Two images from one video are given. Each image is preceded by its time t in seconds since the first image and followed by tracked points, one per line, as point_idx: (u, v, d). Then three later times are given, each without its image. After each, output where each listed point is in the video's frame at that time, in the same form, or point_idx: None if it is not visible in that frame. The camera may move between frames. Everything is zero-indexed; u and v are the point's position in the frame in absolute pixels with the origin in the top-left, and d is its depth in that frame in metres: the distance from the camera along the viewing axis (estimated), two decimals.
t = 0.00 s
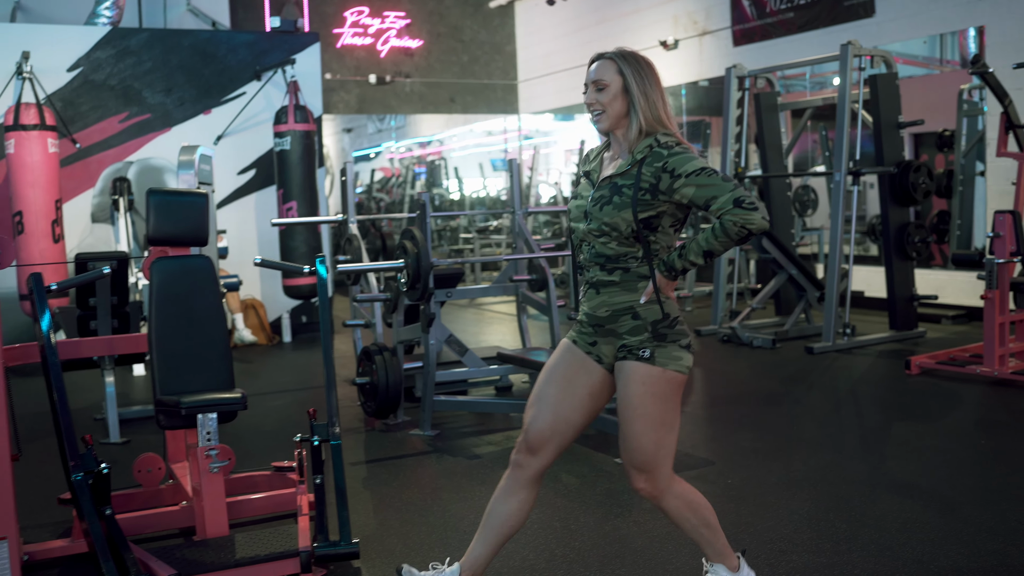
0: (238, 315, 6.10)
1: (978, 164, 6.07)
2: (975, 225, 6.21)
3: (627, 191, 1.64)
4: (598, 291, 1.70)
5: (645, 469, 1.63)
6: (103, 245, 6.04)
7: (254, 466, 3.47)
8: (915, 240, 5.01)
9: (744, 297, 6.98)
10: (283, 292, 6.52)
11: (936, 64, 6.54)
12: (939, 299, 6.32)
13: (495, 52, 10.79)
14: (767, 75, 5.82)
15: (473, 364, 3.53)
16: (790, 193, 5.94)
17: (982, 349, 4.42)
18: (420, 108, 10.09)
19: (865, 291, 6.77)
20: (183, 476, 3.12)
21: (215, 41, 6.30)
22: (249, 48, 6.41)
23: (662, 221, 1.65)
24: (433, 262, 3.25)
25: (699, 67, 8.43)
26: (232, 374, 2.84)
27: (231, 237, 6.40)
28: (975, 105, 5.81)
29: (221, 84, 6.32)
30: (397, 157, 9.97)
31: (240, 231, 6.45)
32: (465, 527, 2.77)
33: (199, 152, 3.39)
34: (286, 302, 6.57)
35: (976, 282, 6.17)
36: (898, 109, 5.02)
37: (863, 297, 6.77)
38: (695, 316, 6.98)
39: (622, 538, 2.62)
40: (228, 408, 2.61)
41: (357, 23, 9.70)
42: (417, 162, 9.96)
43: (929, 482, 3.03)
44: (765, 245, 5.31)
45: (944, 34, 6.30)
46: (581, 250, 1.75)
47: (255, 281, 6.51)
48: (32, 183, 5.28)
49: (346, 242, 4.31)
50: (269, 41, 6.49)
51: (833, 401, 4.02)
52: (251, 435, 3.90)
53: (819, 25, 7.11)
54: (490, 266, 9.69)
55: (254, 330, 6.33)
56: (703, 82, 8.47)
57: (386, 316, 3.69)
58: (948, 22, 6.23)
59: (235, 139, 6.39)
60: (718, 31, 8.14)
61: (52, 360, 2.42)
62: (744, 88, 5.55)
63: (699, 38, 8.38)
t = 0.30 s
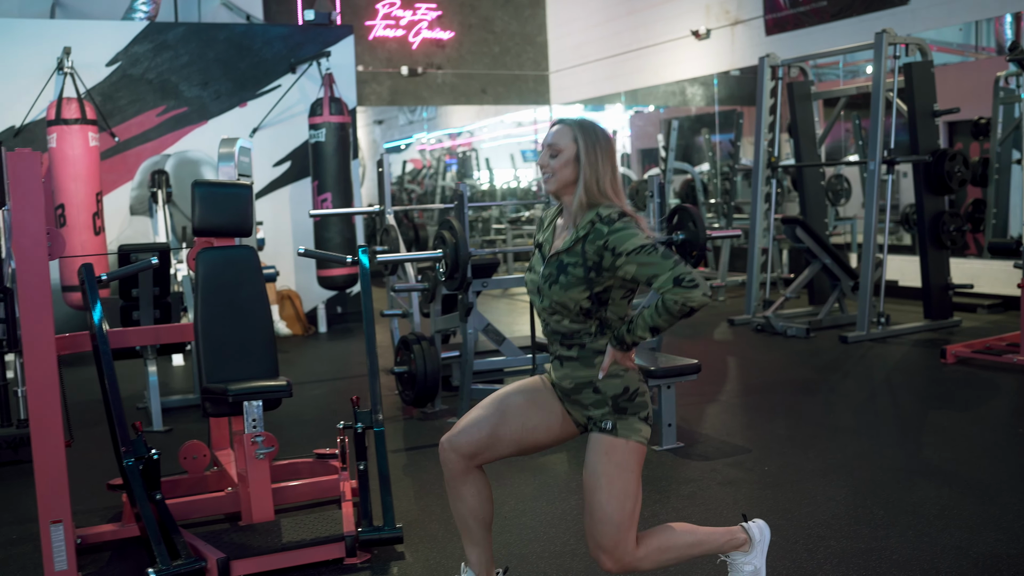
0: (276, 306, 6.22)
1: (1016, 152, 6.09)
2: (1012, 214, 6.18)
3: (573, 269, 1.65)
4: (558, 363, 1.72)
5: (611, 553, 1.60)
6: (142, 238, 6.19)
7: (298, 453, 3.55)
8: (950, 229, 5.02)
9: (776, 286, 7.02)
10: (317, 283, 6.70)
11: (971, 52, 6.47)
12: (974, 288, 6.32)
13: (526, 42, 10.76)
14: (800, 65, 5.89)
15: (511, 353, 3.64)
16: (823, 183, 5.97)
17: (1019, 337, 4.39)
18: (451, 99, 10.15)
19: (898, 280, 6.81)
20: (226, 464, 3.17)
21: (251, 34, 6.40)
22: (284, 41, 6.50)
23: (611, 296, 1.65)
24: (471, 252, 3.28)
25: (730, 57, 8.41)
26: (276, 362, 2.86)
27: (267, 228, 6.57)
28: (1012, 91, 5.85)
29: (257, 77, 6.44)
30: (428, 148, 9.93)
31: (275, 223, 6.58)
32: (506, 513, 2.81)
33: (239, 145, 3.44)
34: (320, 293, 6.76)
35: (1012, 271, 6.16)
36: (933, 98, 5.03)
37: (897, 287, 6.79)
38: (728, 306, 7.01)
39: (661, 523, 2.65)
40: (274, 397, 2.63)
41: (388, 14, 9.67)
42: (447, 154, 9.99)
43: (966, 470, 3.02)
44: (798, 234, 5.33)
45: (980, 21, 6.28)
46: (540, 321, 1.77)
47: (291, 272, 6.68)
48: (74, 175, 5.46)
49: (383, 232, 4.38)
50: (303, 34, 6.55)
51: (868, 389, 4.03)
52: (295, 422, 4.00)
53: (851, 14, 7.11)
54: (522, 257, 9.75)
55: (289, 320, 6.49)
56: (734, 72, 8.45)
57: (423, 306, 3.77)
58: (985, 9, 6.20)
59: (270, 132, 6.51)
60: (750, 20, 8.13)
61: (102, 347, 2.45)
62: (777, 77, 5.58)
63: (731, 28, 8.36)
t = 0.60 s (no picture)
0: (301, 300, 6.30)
1: None
2: None
3: (563, 323, 1.67)
4: (562, 410, 1.75)
5: None
6: (169, 232, 6.29)
7: (329, 445, 3.61)
8: (975, 223, 5.03)
9: (800, 281, 7.03)
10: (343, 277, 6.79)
11: (997, 45, 6.44)
12: (1000, 282, 6.32)
13: (549, 37, 10.77)
14: (825, 58, 5.88)
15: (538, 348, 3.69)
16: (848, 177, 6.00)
17: None
18: (475, 95, 10.14)
19: (924, 275, 6.83)
20: (257, 455, 3.22)
21: (278, 30, 6.49)
22: (310, 37, 6.59)
23: (605, 344, 1.68)
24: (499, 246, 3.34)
25: (755, 51, 8.50)
26: (307, 353, 2.88)
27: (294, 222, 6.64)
28: None
29: (284, 72, 6.52)
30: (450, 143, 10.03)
31: (302, 218, 6.65)
32: (534, 504, 2.85)
33: (268, 140, 3.32)
34: (346, 287, 6.86)
35: None
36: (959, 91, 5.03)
37: (922, 281, 6.80)
38: (752, 300, 7.05)
39: (688, 515, 2.67)
40: (304, 388, 2.61)
41: (412, 10, 9.70)
42: (469, 149, 10.01)
43: (994, 464, 3.01)
44: (823, 228, 5.36)
45: (1007, 13, 6.25)
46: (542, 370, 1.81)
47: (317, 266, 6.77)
48: (104, 170, 5.53)
49: (411, 227, 4.44)
50: (329, 30, 6.65)
51: (894, 383, 4.03)
52: (326, 415, 4.06)
53: (875, 9, 7.15)
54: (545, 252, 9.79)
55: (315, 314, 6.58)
56: (758, 66, 8.51)
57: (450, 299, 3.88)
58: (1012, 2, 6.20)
59: (295, 128, 6.58)
60: (774, 15, 8.21)
61: (138, 339, 2.48)
62: (803, 72, 5.55)
63: (755, 23, 8.45)
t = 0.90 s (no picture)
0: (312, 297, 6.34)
1: None
2: None
3: (570, 307, 1.69)
4: (569, 394, 1.77)
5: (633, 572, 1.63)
6: (179, 228, 6.32)
7: (339, 440, 3.64)
8: (985, 221, 5.02)
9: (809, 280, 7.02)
10: (354, 274, 6.82)
11: (1008, 42, 6.44)
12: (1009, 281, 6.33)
13: (558, 35, 10.76)
14: (835, 56, 5.88)
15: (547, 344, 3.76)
16: (858, 175, 6.00)
17: None
18: (484, 91, 10.25)
19: (933, 273, 6.83)
20: (268, 450, 3.24)
21: (288, 27, 6.52)
22: (320, 34, 6.60)
23: (611, 327, 1.69)
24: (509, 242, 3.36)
25: (764, 49, 8.60)
26: (318, 348, 2.90)
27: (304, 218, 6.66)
28: None
29: (294, 70, 6.54)
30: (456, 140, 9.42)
31: (312, 216, 6.66)
32: (544, 499, 2.86)
33: (279, 136, 3.36)
34: (356, 284, 6.90)
35: None
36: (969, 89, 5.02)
37: (932, 280, 6.80)
38: (760, 297, 7.05)
39: (696, 510, 2.68)
40: (317, 381, 2.63)
41: (422, 7, 9.80)
42: (477, 146, 9.40)
43: (1003, 461, 3.00)
44: (831, 226, 5.40)
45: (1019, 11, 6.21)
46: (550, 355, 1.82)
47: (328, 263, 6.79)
48: (116, 166, 5.57)
49: (421, 224, 4.46)
50: (339, 27, 6.66)
51: (902, 381, 4.03)
52: (336, 410, 4.09)
53: (886, 5, 7.15)
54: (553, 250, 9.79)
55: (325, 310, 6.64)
56: (768, 64, 8.63)
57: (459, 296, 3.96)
58: None
59: (305, 124, 6.59)
60: (784, 12, 8.23)
61: (152, 333, 2.50)
62: (812, 69, 5.56)
63: (764, 20, 8.52)
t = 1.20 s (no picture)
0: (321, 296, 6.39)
1: None
2: None
3: (574, 287, 1.70)
4: (575, 376, 1.78)
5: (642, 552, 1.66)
6: (190, 227, 6.36)
7: (349, 438, 3.67)
8: (993, 226, 5.03)
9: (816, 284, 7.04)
10: (364, 273, 6.86)
11: (1018, 48, 6.48)
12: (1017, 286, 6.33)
13: (568, 38, 10.88)
14: (844, 62, 5.90)
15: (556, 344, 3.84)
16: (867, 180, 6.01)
17: None
18: (494, 93, 10.22)
19: (940, 279, 6.85)
20: (279, 446, 3.27)
21: (299, 27, 6.55)
22: (331, 35, 6.64)
23: (615, 306, 1.70)
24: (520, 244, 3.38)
25: (774, 53, 8.48)
26: (329, 347, 2.92)
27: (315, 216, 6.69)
28: None
29: (305, 71, 6.57)
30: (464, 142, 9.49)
31: (322, 215, 6.71)
32: (551, 498, 2.89)
33: (290, 136, 3.39)
34: (365, 283, 6.92)
35: None
36: (978, 95, 5.03)
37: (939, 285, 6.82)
38: (768, 301, 7.07)
39: (703, 511, 2.70)
40: (327, 379, 2.65)
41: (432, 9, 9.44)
42: (485, 147, 9.48)
43: (1008, 465, 3.02)
44: (839, 230, 5.41)
45: None
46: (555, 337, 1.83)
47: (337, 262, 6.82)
48: (128, 165, 5.61)
49: (430, 225, 4.50)
50: (350, 28, 6.69)
51: (909, 385, 4.05)
52: (346, 409, 4.12)
53: (896, 11, 7.11)
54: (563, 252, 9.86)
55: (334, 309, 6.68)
56: (777, 68, 8.52)
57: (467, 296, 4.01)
58: None
59: (316, 124, 6.62)
60: (794, 16, 8.19)
61: (167, 330, 2.52)
62: (821, 74, 5.56)
63: (774, 25, 8.44)
